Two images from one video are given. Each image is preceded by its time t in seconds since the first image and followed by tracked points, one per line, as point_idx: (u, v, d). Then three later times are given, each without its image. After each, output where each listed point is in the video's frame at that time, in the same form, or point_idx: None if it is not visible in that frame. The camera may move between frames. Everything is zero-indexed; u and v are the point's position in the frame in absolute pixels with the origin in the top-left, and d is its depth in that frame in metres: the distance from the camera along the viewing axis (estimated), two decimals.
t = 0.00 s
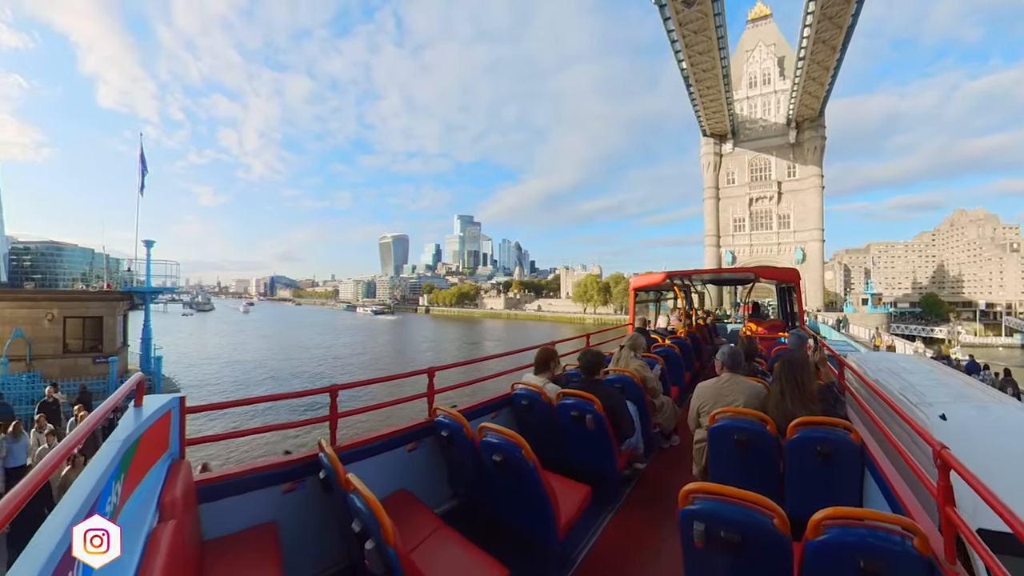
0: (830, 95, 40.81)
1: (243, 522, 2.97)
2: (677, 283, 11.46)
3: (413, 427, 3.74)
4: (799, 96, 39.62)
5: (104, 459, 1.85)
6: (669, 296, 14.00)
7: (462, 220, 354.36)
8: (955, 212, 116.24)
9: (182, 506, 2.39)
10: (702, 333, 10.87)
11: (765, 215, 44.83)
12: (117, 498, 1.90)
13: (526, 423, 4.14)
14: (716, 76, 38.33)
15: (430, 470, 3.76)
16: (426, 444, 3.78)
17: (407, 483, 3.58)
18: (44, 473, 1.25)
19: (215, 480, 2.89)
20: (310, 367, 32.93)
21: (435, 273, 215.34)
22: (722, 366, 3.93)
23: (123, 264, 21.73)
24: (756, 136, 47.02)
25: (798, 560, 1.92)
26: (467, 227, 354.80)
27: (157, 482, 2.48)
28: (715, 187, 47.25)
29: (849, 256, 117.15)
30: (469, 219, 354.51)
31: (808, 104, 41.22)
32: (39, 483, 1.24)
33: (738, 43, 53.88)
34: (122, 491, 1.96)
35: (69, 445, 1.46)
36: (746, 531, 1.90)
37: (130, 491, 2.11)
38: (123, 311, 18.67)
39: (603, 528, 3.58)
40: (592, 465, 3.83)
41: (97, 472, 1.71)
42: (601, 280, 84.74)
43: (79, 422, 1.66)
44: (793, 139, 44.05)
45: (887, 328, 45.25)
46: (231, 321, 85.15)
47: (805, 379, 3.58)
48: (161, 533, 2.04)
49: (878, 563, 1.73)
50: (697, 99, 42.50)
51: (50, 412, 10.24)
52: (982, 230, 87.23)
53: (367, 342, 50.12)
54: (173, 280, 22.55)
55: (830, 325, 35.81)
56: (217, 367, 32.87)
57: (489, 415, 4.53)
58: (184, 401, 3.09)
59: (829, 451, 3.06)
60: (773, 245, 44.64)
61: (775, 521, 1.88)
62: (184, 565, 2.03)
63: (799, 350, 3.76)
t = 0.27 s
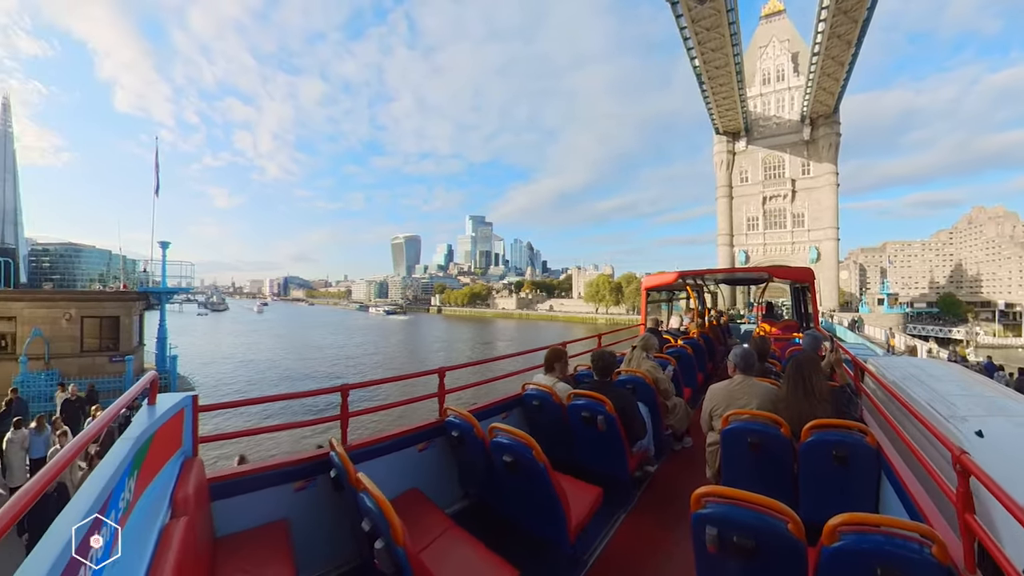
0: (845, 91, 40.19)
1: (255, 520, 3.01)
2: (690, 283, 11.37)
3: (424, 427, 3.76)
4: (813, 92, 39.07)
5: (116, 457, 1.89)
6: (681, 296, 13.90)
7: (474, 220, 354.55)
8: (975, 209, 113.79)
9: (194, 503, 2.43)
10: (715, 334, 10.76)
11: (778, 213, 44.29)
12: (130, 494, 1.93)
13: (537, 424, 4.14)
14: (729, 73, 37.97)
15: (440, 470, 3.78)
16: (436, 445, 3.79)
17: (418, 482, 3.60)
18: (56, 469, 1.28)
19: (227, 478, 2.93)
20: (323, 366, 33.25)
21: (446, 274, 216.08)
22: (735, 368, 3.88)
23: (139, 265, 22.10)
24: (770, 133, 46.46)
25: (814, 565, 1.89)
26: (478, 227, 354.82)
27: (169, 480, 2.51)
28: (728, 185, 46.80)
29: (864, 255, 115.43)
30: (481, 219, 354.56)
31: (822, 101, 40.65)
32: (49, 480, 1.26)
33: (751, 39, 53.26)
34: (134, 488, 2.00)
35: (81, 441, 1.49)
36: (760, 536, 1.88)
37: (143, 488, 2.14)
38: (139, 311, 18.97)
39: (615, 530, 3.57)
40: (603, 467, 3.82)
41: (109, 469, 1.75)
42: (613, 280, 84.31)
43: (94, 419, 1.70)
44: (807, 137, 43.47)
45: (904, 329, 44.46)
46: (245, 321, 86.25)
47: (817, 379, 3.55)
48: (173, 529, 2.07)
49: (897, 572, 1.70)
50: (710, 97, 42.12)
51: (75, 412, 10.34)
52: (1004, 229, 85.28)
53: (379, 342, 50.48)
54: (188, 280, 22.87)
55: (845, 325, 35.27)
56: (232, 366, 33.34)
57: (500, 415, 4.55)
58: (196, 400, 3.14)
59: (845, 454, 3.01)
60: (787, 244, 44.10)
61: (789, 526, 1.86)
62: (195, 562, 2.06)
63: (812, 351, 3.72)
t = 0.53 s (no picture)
0: (858, 87, 39.61)
1: (267, 519, 3.04)
2: (701, 283, 11.29)
3: (436, 427, 3.79)
4: (826, 89, 38.57)
5: (132, 454, 1.93)
6: (693, 296, 13.82)
7: (484, 221, 354.49)
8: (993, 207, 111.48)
9: (206, 502, 2.46)
10: (727, 334, 10.67)
11: (790, 212, 43.80)
12: (143, 493, 1.96)
13: (549, 424, 4.14)
14: (741, 70, 37.65)
15: (453, 470, 3.80)
16: (448, 444, 3.82)
17: (430, 483, 3.62)
18: (69, 469, 1.30)
19: (238, 477, 2.97)
20: (335, 366, 33.55)
21: (455, 274, 216.77)
22: (747, 369, 3.86)
23: (153, 265, 22.47)
24: (782, 131, 45.98)
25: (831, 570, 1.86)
26: (488, 228, 355.21)
27: (182, 479, 2.55)
28: (740, 184, 46.40)
29: (878, 254, 113.88)
30: (491, 220, 355.12)
31: (835, 97, 40.14)
32: (62, 479, 1.29)
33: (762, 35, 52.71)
34: (148, 487, 2.05)
35: (96, 441, 1.52)
36: (775, 539, 1.86)
37: (157, 487, 2.19)
38: (153, 311, 19.29)
39: (629, 531, 3.57)
40: (616, 468, 3.82)
41: (125, 467, 1.79)
42: (623, 280, 83.89)
43: (109, 419, 1.74)
44: (820, 134, 42.93)
45: (919, 329, 43.71)
46: (258, 321, 87.32)
47: (832, 380, 3.51)
48: (186, 528, 2.11)
49: None
50: (721, 94, 41.79)
51: (93, 412, 10.49)
52: (1022, 227, 83.57)
53: (391, 342, 50.82)
54: (200, 281, 23.18)
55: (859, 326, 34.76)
56: (247, 366, 33.79)
57: (513, 415, 4.58)
58: (210, 399, 3.19)
59: (861, 457, 2.98)
60: (800, 243, 43.60)
61: (805, 529, 1.84)
62: (207, 561, 2.08)
63: (823, 350, 3.70)
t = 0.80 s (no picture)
0: (875, 82, 38.94)
1: (284, 518, 3.08)
2: (715, 283, 11.20)
3: (450, 427, 3.81)
4: (841, 85, 37.98)
5: (150, 454, 1.96)
6: (706, 296, 13.70)
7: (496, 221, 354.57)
8: (1016, 204, 108.82)
9: (223, 500, 2.50)
10: (742, 335, 10.57)
11: (805, 210, 43.20)
12: (162, 491, 2.00)
13: (564, 425, 4.14)
14: (754, 67, 37.22)
15: (468, 470, 3.81)
16: (463, 445, 3.83)
17: (446, 483, 3.64)
18: (91, 468, 1.33)
19: (255, 475, 3.01)
20: (348, 366, 33.85)
21: (466, 274, 217.37)
22: (764, 371, 3.82)
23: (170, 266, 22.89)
24: (797, 128, 45.36)
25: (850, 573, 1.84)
26: (499, 228, 355.41)
27: (200, 478, 2.59)
28: (753, 182, 45.88)
29: (895, 253, 111.87)
30: (502, 220, 355.52)
31: (851, 93, 39.50)
32: (84, 479, 1.31)
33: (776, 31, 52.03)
34: (167, 485, 2.08)
35: (116, 440, 1.55)
36: (795, 541, 1.85)
37: (174, 487, 2.21)
38: (169, 310, 19.61)
39: (645, 532, 3.56)
40: (631, 469, 3.80)
41: (144, 466, 1.82)
42: (635, 280, 83.46)
43: (129, 418, 1.77)
44: (835, 131, 42.30)
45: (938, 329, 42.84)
46: (272, 320, 88.43)
47: (851, 381, 3.45)
48: (203, 527, 2.14)
49: None
50: (735, 92, 41.34)
51: (110, 413, 10.66)
52: None
53: (403, 342, 51.15)
54: (216, 282, 23.55)
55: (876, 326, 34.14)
56: (261, 365, 34.25)
57: (527, 416, 4.60)
58: (227, 399, 3.23)
59: (881, 460, 2.93)
60: (814, 242, 42.99)
61: (826, 533, 1.81)
62: (225, 559, 2.11)
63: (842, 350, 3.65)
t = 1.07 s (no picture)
0: (891, 78, 38.25)
1: (298, 514, 3.12)
2: (728, 282, 11.09)
3: (462, 427, 3.82)
4: (857, 81, 37.38)
5: (164, 451, 1.99)
6: (719, 296, 13.58)
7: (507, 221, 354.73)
8: None
9: (238, 496, 2.53)
10: (755, 335, 10.45)
11: (819, 209, 42.59)
12: (176, 487, 2.03)
13: (575, 425, 4.14)
14: (767, 63, 36.79)
15: (479, 470, 3.83)
16: (474, 444, 3.85)
17: (457, 482, 3.66)
18: (100, 471, 1.34)
19: (269, 472, 3.05)
20: (361, 365, 34.15)
21: (477, 274, 217.89)
22: (777, 373, 3.78)
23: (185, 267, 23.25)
24: (811, 125, 44.73)
25: None
26: (510, 228, 355.69)
27: (214, 474, 2.63)
28: (767, 181, 45.37)
29: (913, 252, 109.82)
30: (512, 220, 355.82)
31: (866, 89, 38.82)
32: (98, 475, 1.33)
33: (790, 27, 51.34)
34: (182, 481, 2.11)
35: (131, 438, 1.57)
36: (808, 546, 1.82)
37: (189, 482, 2.25)
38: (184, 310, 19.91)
39: (656, 534, 3.54)
40: (643, 471, 3.77)
41: (159, 462, 1.85)
42: (647, 280, 83.00)
43: (143, 415, 1.80)
44: (849, 128, 41.64)
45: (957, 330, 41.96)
46: (290, 321, 89.89)
47: (867, 383, 3.39)
48: (218, 522, 2.17)
49: None
50: (748, 89, 40.85)
51: (127, 412, 10.84)
52: None
53: (415, 341, 51.44)
54: (231, 282, 23.88)
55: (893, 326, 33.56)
56: (276, 364, 34.66)
57: (539, 416, 4.60)
58: (241, 397, 3.28)
59: (896, 463, 2.87)
60: (829, 241, 42.38)
61: (838, 537, 1.79)
62: (238, 554, 2.14)
63: (857, 351, 3.60)
